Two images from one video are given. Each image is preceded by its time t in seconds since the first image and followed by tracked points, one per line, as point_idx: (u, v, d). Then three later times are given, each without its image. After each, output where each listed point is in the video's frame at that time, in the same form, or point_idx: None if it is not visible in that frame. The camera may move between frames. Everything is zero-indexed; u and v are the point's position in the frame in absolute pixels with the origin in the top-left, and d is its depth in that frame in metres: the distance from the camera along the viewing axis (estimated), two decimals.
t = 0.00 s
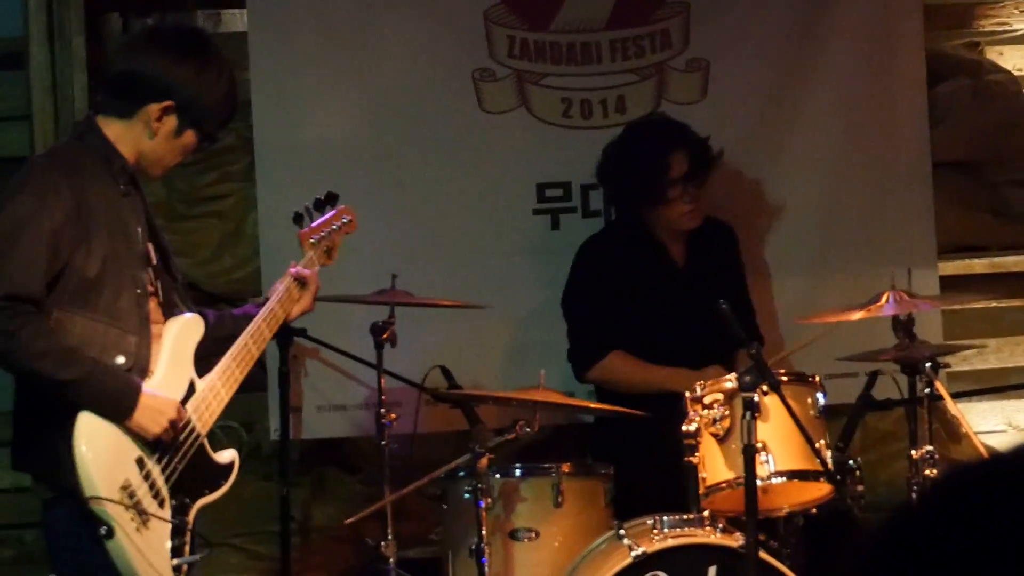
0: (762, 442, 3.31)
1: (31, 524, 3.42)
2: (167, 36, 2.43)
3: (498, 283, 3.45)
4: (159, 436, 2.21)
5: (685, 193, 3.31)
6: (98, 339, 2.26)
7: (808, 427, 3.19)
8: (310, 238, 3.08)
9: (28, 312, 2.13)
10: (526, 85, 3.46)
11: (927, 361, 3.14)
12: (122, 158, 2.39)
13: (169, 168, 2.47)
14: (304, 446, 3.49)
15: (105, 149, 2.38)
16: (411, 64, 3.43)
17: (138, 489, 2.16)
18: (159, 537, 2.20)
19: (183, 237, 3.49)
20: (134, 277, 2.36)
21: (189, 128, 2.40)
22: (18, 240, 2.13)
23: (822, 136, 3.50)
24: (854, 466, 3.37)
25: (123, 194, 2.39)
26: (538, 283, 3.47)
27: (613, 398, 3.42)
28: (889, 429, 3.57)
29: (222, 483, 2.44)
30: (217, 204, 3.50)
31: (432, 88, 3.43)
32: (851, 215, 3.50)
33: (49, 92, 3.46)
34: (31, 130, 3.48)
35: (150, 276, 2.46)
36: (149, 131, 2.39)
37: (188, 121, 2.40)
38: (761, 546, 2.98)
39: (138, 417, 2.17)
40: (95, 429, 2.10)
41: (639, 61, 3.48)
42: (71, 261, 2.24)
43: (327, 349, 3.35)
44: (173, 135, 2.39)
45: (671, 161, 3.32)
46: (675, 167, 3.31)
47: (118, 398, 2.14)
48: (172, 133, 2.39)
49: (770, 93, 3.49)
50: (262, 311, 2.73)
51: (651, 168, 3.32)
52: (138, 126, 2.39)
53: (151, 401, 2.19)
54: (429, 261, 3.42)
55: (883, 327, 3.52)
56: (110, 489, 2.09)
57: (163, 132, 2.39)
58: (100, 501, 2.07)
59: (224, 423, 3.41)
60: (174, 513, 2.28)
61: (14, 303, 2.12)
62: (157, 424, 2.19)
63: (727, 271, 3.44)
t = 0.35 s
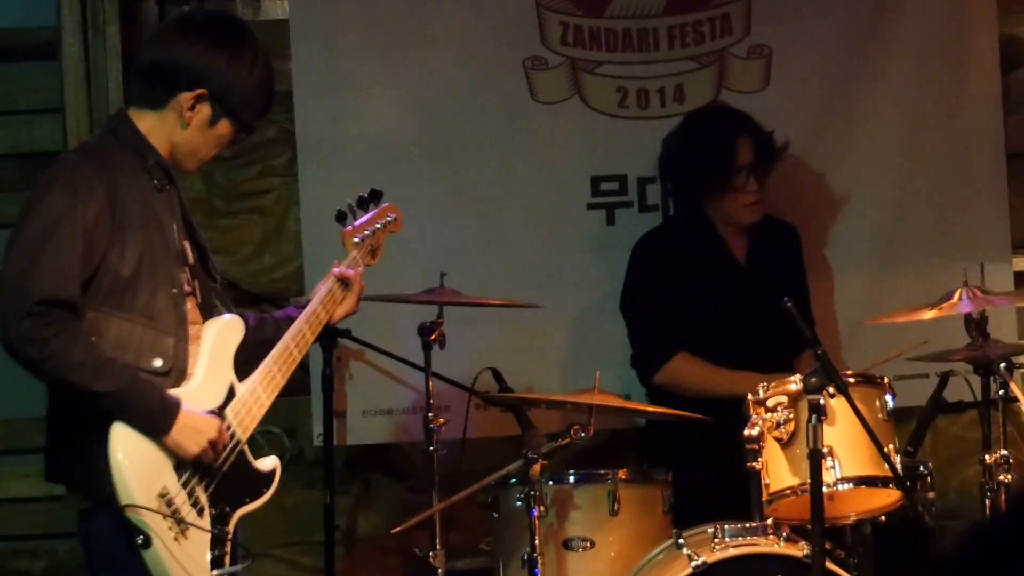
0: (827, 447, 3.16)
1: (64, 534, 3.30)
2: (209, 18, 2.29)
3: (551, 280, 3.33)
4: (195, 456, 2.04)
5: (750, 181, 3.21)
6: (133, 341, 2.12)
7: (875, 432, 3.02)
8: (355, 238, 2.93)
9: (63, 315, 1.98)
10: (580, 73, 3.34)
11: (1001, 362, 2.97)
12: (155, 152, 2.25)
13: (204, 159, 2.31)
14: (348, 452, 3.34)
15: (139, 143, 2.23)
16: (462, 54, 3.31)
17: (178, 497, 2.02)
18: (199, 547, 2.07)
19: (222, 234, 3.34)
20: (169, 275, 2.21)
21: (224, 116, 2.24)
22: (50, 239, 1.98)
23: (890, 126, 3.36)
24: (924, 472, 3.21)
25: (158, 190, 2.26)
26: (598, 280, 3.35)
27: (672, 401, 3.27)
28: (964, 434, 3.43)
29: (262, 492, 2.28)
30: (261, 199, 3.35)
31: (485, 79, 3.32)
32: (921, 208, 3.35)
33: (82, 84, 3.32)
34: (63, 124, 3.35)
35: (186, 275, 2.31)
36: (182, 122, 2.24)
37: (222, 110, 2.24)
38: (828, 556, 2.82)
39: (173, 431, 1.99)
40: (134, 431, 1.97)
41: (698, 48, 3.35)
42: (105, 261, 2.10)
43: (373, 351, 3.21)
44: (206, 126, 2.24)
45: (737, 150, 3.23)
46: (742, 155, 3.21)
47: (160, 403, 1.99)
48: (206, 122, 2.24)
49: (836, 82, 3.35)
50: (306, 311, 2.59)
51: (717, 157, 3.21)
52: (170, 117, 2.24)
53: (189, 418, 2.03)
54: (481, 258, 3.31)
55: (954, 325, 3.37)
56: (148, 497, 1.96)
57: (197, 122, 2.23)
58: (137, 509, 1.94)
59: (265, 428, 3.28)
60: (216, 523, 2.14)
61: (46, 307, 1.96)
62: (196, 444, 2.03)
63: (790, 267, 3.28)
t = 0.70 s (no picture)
0: (803, 455, 3.09)
1: (23, 544, 3.22)
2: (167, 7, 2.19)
3: (523, 283, 3.25)
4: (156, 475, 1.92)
5: (726, 183, 3.22)
6: (93, 348, 2.01)
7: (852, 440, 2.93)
8: (322, 239, 2.84)
9: (21, 321, 1.88)
10: (552, 71, 3.27)
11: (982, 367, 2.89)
12: (115, 152, 2.13)
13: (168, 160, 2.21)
14: (314, 459, 3.26)
15: (98, 142, 2.12)
16: (432, 51, 3.24)
17: (137, 507, 1.92)
18: (160, 561, 1.95)
19: (183, 236, 3.27)
20: (129, 279, 2.10)
21: (189, 115, 2.15)
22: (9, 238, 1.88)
23: (871, 126, 3.28)
24: (903, 480, 3.13)
25: (119, 191, 2.13)
26: (571, 283, 3.27)
27: (645, 407, 3.20)
28: (943, 441, 3.35)
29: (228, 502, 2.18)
30: (222, 201, 3.28)
31: (456, 77, 3.25)
32: (901, 209, 3.28)
33: (42, 83, 3.24)
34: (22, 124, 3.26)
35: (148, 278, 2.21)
36: (146, 121, 2.13)
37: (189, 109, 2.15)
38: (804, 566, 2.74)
39: (133, 447, 1.89)
40: (90, 440, 1.87)
41: (673, 46, 3.28)
42: (65, 263, 1.99)
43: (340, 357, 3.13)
44: (172, 125, 2.14)
45: (714, 149, 3.23)
46: (717, 157, 3.21)
47: (114, 407, 1.89)
48: (171, 121, 2.14)
49: (815, 80, 3.27)
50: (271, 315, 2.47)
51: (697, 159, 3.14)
52: (134, 116, 2.13)
53: (151, 435, 1.92)
54: (450, 260, 3.24)
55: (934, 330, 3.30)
56: (106, 506, 1.86)
57: (161, 121, 2.13)
58: (94, 519, 1.84)
59: (229, 435, 3.20)
60: (176, 535, 2.02)
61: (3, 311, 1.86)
62: (155, 462, 1.91)
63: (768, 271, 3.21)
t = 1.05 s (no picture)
0: (798, 456, 3.08)
1: (13, 546, 3.20)
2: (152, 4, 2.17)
3: (514, 283, 3.24)
4: (146, 476, 1.90)
5: (711, 185, 3.12)
6: (85, 349, 1.99)
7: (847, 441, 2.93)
8: (313, 240, 2.81)
9: (11, 320, 1.85)
10: (543, 69, 3.26)
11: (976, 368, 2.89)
12: (108, 152, 2.11)
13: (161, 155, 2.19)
14: (306, 460, 3.24)
15: (90, 141, 2.10)
16: (423, 51, 3.23)
17: (129, 507, 1.91)
18: (153, 558, 1.96)
19: (175, 236, 3.26)
20: (122, 279, 2.08)
21: (179, 109, 2.13)
22: None
23: (864, 124, 3.27)
24: (897, 480, 3.12)
25: (111, 191, 2.11)
26: (564, 283, 3.26)
27: (638, 407, 3.19)
28: (938, 441, 3.33)
29: (220, 502, 2.16)
30: (212, 201, 3.27)
31: (446, 77, 3.23)
32: (894, 207, 3.27)
33: (29, 82, 3.23)
34: (10, 124, 3.25)
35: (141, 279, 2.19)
36: (137, 117, 2.11)
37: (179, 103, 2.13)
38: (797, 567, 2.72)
39: (122, 447, 1.87)
40: (83, 443, 1.85)
41: (664, 44, 3.26)
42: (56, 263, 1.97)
43: (331, 357, 3.12)
44: (162, 120, 2.12)
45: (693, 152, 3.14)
46: (698, 159, 3.12)
47: (105, 406, 1.86)
48: (162, 115, 2.12)
49: (807, 79, 3.26)
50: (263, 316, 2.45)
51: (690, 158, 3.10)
52: (124, 113, 2.11)
53: (139, 433, 1.89)
54: (441, 260, 3.22)
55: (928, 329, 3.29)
56: (99, 507, 1.85)
57: (152, 116, 2.11)
58: (87, 520, 1.83)
59: (221, 436, 3.19)
60: (170, 536, 2.02)
61: None
62: (144, 464, 1.89)
63: (760, 270, 3.19)
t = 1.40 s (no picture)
0: (809, 455, 3.08)
1: (25, 544, 3.20)
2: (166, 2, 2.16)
3: (526, 283, 3.23)
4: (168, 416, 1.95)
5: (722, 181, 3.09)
6: (98, 346, 1.99)
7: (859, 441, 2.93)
8: (324, 241, 2.84)
9: (22, 318, 1.85)
10: (554, 69, 3.26)
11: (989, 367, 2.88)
12: (122, 150, 2.11)
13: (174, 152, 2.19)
14: (318, 459, 3.24)
15: (103, 139, 2.09)
16: (435, 51, 3.23)
17: (143, 505, 1.87)
18: (168, 556, 1.91)
19: (186, 235, 3.26)
20: (136, 277, 2.08)
21: (194, 104, 2.13)
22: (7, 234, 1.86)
23: (876, 123, 3.26)
24: (909, 480, 3.12)
25: (126, 189, 2.11)
26: (575, 283, 3.25)
27: (650, 407, 3.18)
28: (949, 442, 3.32)
29: (232, 501, 2.15)
30: (224, 200, 3.27)
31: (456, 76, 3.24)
32: (906, 206, 3.26)
33: (41, 81, 3.22)
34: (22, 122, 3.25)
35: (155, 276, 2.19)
36: (153, 113, 2.11)
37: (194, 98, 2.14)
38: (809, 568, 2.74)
39: (139, 400, 1.89)
40: (98, 442, 1.80)
41: (676, 44, 3.26)
42: (66, 260, 1.97)
43: (342, 356, 3.12)
44: (178, 116, 2.12)
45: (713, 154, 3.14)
46: (717, 159, 3.13)
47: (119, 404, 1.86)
48: (178, 112, 2.12)
49: (819, 77, 3.25)
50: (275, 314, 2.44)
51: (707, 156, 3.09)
52: (139, 108, 2.10)
53: (154, 383, 1.92)
54: (453, 258, 3.22)
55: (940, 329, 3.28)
56: (114, 504, 1.80)
57: (168, 112, 2.11)
58: (104, 517, 1.77)
59: (232, 435, 3.19)
60: (182, 534, 2.01)
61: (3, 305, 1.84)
62: (164, 409, 1.93)
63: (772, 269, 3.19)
